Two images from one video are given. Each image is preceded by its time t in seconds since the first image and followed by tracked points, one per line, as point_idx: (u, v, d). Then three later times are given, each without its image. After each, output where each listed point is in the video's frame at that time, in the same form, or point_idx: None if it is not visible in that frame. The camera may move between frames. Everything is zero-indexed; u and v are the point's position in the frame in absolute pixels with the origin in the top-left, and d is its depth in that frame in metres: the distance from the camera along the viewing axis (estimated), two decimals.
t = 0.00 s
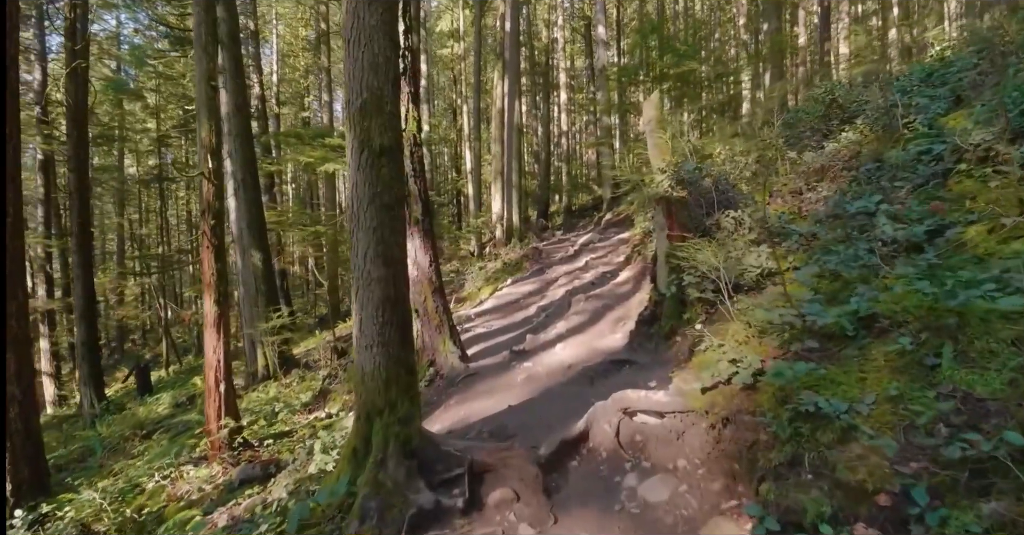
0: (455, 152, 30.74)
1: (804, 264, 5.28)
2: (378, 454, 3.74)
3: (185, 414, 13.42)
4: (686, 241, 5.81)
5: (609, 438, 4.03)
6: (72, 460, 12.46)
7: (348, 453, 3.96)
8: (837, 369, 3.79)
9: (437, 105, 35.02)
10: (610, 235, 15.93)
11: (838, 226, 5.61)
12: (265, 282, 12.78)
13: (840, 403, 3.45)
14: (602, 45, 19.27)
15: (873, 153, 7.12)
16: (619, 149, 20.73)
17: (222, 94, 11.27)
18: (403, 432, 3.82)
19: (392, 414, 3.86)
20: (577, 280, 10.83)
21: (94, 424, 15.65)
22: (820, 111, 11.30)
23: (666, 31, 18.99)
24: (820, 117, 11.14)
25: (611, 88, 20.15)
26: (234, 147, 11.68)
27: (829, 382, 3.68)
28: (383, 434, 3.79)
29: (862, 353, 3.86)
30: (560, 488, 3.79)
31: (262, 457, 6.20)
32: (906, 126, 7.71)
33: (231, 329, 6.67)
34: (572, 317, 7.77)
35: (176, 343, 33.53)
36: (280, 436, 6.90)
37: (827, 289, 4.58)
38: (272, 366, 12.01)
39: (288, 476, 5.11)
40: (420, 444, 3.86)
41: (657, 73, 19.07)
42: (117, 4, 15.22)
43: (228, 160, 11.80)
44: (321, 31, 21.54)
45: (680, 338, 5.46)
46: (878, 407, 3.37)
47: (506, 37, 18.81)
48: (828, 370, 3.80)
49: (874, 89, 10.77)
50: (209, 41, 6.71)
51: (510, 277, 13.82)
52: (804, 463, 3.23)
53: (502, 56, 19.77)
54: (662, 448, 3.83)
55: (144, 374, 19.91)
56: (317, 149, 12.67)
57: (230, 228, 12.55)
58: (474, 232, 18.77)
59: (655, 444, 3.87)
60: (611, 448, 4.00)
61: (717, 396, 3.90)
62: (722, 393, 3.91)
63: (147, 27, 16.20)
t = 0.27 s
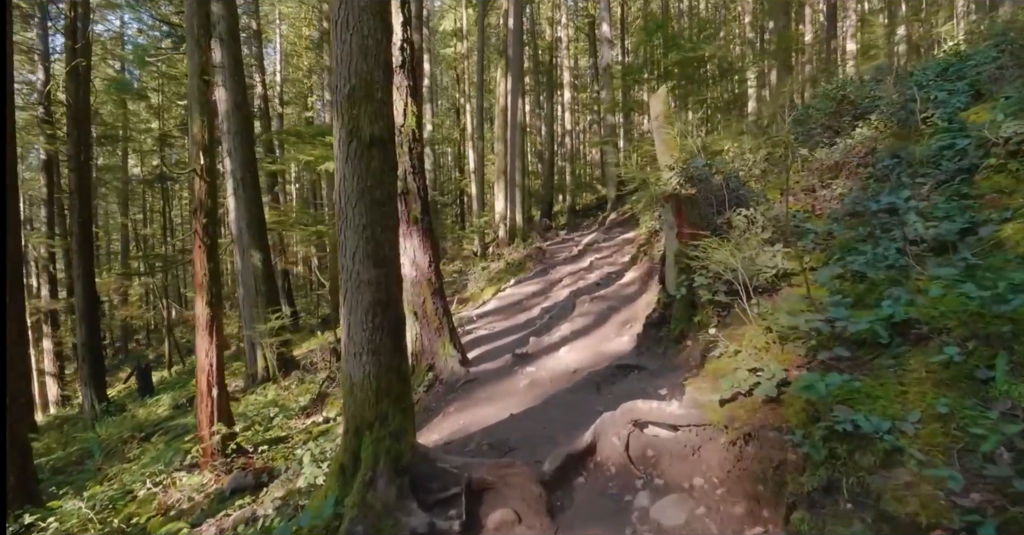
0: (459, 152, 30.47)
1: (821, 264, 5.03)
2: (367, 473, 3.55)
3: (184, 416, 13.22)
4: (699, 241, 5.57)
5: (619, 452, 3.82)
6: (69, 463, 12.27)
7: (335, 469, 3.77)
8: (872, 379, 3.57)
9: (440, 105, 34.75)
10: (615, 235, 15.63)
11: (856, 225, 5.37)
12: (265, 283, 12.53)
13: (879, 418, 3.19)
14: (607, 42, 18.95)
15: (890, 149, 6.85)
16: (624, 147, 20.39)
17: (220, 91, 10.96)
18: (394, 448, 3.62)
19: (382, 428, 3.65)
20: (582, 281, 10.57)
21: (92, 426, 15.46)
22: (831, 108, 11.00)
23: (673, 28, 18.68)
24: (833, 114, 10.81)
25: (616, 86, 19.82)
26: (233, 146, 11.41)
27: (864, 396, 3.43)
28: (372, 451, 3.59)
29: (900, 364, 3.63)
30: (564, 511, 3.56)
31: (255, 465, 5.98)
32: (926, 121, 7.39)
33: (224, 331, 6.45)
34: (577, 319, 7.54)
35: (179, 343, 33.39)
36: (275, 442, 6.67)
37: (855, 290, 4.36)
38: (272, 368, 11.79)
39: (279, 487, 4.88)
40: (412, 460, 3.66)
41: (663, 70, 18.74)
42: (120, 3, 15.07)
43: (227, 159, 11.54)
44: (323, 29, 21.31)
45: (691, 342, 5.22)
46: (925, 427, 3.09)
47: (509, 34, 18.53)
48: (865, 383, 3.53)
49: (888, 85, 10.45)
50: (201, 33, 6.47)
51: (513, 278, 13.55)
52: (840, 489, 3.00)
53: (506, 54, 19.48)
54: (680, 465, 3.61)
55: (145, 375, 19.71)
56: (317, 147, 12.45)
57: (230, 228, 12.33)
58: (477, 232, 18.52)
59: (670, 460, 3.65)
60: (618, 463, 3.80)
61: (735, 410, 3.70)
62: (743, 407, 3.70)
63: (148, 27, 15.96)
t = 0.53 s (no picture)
0: (462, 152, 30.17)
1: (841, 265, 4.77)
2: (354, 497, 3.37)
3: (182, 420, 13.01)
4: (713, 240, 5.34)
5: (630, 470, 3.64)
6: (66, 467, 12.10)
7: (322, 489, 3.61)
8: (916, 395, 3.37)
9: (443, 104, 34.48)
10: (620, 234, 15.36)
11: (878, 223, 5.11)
12: (265, 285, 12.30)
13: (932, 443, 2.98)
14: (611, 40, 18.65)
15: (909, 144, 6.56)
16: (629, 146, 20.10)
17: (218, 88, 10.67)
18: (384, 469, 3.41)
19: (371, 446, 3.47)
20: (586, 282, 10.30)
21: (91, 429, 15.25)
22: (843, 104, 10.68)
23: (678, 25, 18.34)
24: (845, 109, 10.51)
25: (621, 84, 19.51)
26: (232, 145, 11.14)
27: (908, 416, 3.23)
28: (360, 472, 3.41)
29: (944, 379, 3.41)
30: None
31: (248, 473, 5.77)
32: (945, 116, 7.12)
33: (217, 335, 6.24)
34: (582, 322, 7.27)
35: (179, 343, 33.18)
36: (270, 448, 6.45)
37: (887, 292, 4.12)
38: (272, 370, 11.57)
39: (270, 499, 4.67)
40: (405, 481, 3.44)
41: (667, 68, 18.43)
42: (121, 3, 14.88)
43: (226, 158, 11.28)
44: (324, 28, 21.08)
45: (703, 348, 4.99)
46: (985, 454, 2.85)
47: (512, 32, 18.24)
48: (908, 400, 3.34)
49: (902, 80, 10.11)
50: (193, 25, 6.20)
51: (516, 278, 13.30)
52: (888, 525, 2.82)
53: (509, 52, 19.17)
54: (699, 487, 3.43)
55: (145, 375, 19.55)
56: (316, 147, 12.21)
57: (229, 228, 12.10)
58: (480, 232, 18.26)
59: (687, 480, 3.48)
60: (627, 482, 3.62)
61: (760, 429, 3.53)
62: (768, 426, 3.53)
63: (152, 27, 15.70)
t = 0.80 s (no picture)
0: (465, 152, 29.91)
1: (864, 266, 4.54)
2: (340, 522, 3.17)
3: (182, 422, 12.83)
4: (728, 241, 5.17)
5: (644, 489, 3.38)
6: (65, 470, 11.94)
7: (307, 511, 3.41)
8: (974, 415, 3.04)
9: (446, 103, 34.25)
10: (625, 234, 15.10)
11: (904, 221, 4.86)
12: (265, 286, 12.06)
13: (1002, 472, 2.63)
14: (617, 36, 18.37)
15: (930, 140, 6.29)
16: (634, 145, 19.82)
17: (218, 86, 10.46)
18: (374, 491, 3.24)
19: (361, 466, 3.29)
20: (592, 283, 10.05)
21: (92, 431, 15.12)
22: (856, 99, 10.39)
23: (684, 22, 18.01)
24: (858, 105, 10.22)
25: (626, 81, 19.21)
26: (232, 144, 10.93)
27: (972, 439, 2.91)
28: (348, 494, 3.24)
29: (1003, 398, 3.09)
30: None
31: (241, 482, 5.56)
32: (968, 110, 6.84)
33: (209, 338, 6.03)
34: (588, 325, 6.99)
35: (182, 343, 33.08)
36: (265, 455, 6.24)
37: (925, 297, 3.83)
38: (272, 373, 11.38)
39: (263, 512, 4.46)
40: (397, 503, 3.27)
41: (673, 65, 18.14)
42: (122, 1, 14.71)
43: (225, 157, 11.07)
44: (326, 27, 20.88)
45: (718, 354, 4.78)
46: None
47: (516, 29, 17.98)
48: (965, 420, 3.02)
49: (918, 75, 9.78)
50: (185, 17, 5.98)
51: (520, 278, 13.06)
52: None
53: (512, 49, 18.90)
54: (718, 510, 3.20)
55: (147, 375, 19.40)
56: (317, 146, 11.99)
57: (229, 228, 11.90)
58: (484, 232, 18.02)
59: (710, 502, 3.24)
60: (638, 502, 3.37)
61: (793, 450, 3.25)
62: (803, 448, 3.25)
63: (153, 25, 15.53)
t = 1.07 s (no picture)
0: (468, 151, 29.60)
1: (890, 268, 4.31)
2: None
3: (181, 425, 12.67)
4: (743, 242, 5.10)
5: (660, 511, 3.09)
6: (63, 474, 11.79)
7: None
8: None
9: (449, 102, 33.97)
10: (630, 234, 14.85)
11: (929, 223, 4.67)
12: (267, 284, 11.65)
13: None
14: (622, 34, 18.08)
15: (951, 137, 6.06)
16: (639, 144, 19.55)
17: (218, 84, 10.24)
18: (361, 522, 3.09)
19: (348, 493, 3.13)
20: (597, 284, 9.81)
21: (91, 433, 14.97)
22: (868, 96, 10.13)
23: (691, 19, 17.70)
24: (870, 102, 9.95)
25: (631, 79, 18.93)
26: (231, 143, 10.72)
27: None
28: (334, 524, 3.08)
29: None
30: None
31: (234, 491, 5.36)
32: (989, 106, 6.61)
33: (202, 342, 5.82)
34: (594, 327, 6.76)
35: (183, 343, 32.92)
36: (260, 462, 6.05)
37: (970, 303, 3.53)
38: (272, 375, 11.19)
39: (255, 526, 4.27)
40: (389, 531, 3.12)
41: (679, 63, 17.85)
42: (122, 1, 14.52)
43: (224, 156, 10.85)
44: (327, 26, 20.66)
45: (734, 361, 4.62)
46: None
47: (519, 26, 17.70)
48: None
49: (933, 71, 9.50)
50: (178, 9, 5.76)
51: (524, 279, 12.85)
52: None
53: (516, 46, 18.64)
54: None
55: (148, 375, 19.23)
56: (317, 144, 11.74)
57: (228, 228, 11.69)
58: (486, 232, 17.78)
59: (735, 529, 2.98)
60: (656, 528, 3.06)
61: (834, 476, 3.00)
62: (846, 475, 3.00)
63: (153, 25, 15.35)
